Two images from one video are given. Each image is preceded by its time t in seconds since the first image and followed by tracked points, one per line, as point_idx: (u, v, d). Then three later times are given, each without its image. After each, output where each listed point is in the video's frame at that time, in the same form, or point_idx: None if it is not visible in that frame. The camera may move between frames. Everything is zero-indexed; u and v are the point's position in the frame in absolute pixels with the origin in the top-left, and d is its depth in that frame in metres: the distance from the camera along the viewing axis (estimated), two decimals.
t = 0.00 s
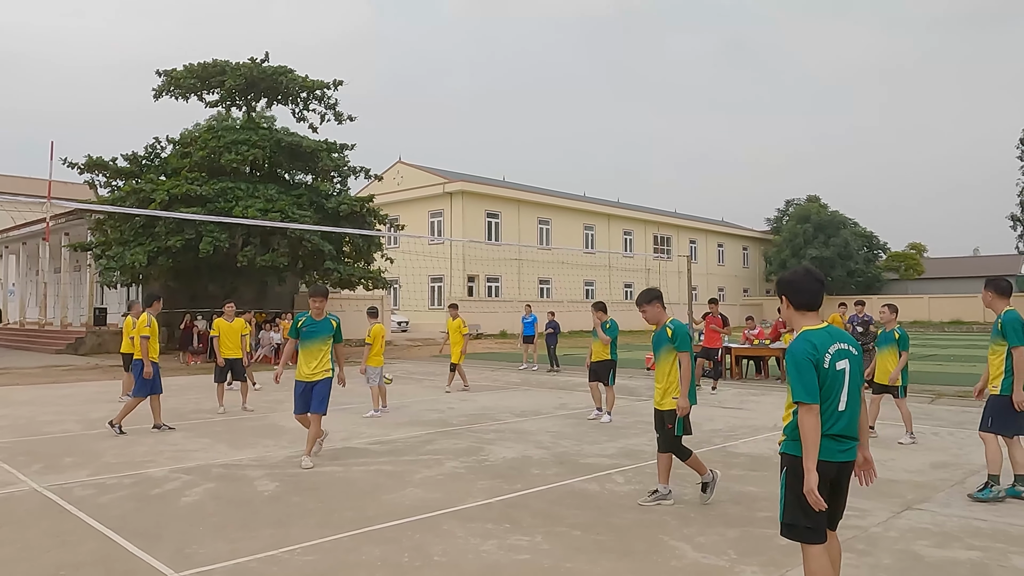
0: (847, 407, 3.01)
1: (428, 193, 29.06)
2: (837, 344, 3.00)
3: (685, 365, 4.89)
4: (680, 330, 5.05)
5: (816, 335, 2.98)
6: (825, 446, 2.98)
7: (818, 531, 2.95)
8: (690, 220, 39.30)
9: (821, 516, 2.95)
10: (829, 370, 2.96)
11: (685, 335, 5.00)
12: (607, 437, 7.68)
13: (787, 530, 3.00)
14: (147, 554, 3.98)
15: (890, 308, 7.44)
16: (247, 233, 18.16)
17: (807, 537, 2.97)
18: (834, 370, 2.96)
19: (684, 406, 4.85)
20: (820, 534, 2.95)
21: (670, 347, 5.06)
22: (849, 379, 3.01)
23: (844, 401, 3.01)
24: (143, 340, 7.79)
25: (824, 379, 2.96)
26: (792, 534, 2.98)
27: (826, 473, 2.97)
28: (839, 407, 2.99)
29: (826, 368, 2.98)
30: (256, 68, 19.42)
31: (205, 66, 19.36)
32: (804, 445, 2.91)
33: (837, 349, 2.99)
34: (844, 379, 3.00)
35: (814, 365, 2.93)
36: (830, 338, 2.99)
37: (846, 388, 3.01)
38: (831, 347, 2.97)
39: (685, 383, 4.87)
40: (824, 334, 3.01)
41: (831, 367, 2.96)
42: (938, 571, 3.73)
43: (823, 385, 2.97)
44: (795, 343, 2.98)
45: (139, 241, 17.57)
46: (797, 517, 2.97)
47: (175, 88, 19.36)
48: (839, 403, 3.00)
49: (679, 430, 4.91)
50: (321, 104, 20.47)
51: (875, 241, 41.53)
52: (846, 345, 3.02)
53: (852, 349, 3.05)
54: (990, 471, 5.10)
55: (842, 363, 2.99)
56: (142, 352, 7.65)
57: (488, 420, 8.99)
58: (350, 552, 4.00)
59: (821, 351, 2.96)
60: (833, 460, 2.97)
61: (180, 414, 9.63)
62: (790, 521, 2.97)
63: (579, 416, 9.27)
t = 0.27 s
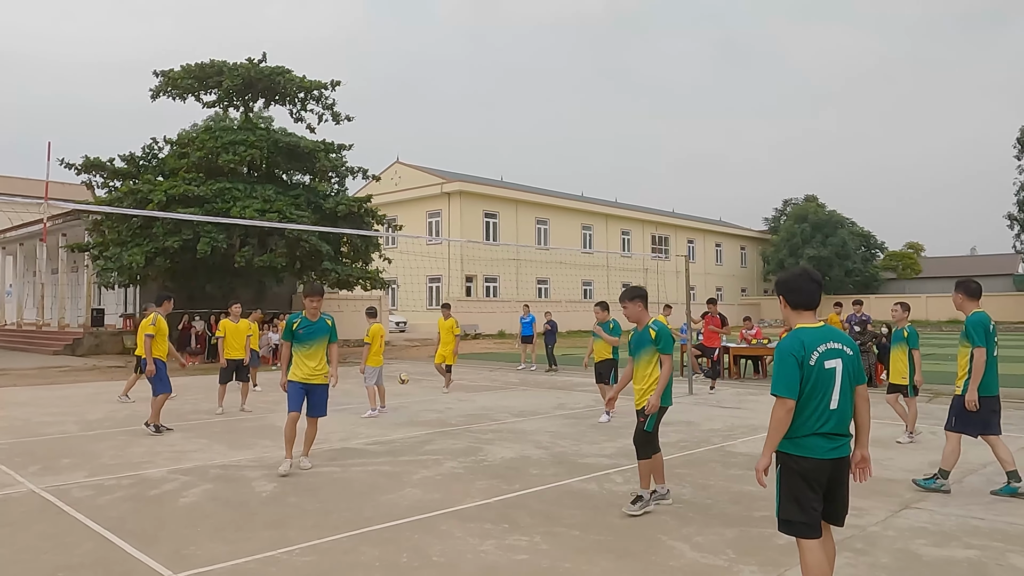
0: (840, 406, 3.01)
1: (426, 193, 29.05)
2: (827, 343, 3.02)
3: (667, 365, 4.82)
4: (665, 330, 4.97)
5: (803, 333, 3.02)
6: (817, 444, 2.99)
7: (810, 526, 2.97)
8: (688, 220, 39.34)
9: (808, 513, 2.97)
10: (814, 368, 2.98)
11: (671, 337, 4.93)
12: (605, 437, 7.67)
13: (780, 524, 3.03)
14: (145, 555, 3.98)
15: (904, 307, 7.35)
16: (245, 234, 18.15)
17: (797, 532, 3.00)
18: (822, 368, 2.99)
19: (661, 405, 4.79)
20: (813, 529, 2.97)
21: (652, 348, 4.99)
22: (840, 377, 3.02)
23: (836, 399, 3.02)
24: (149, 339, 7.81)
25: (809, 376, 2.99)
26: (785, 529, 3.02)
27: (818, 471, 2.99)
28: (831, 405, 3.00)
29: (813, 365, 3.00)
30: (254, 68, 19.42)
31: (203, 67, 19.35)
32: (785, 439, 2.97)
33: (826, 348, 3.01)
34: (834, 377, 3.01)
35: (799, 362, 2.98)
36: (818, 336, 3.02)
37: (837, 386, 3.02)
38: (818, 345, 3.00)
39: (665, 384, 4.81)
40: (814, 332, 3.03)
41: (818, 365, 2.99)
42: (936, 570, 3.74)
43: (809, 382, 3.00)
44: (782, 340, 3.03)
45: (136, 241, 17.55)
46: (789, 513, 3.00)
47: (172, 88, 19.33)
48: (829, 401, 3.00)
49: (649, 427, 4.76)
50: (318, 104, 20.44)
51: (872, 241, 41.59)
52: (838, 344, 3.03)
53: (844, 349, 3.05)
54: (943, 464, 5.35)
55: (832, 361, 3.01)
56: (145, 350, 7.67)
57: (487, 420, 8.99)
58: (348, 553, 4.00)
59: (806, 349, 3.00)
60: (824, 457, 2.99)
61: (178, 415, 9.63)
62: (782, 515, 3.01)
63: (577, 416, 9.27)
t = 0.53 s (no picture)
0: (832, 403, 3.04)
1: (423, 194, 29.03)
2: (821, 341, 3.05)
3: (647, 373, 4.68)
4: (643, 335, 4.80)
5: (797, 331, 3.07)
6: (808, 440, 3.04)
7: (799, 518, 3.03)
8: (684, 220, 39.39)
9: (796, 507, 3.03)
10: (805, 365, 3.03)
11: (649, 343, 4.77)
12: (602, 437, 7.67)
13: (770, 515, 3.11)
14: (141, 557, 3.96)
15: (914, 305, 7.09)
16: (241, 234, 18.12)
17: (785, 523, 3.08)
18: (813, 366, 3.03)
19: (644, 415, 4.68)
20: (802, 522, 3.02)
21: (626, 355, 4.76)
22: (833, 375, 3.04)
23: (829, 397, 3.04)
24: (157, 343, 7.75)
25: (800, 373, 3.03)
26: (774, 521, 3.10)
27: (808, 465, 3.04)
28: (823, 403, 3.03)
29: (805, 363, 3.04)
30: (250, 69, 19.41)
31: (199, 68, 19.33)
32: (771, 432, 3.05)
33: (820, 346, 3.04)
34: (827, 375, 3.04)
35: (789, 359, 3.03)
36: (812, 334, 3.05)
37: (830, 384, 3.05)
38: (811, 343, 3.04)
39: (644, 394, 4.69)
40: (808, 330, 3.07)
41: (809, 362, 3.03)
42: (933, 570, 3.74)
43: (801, 378, 3.04)
44: (776, 335, 3.08)
45: (132, 243, 17.51)
46: (778, 506, 3.07)
47: (169, 89, 19.30)
48: (822, 398, 3.03)
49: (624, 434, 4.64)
50: (315, 105, 20.42)
51: (869, 240, 41.66)
52: (834, 343, 3.06)
53: (840, 347, 3.07)
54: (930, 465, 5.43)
55: (825, 359, 3.04)
56: (155, 354, 7.63)
57: (483, 420, 8.98)
58: (346, 554, 3.99)
59: (799, 345, 3.04)
60: (813, 453, 3.04)
61: (174, 417, 9.61)
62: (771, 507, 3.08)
63: (574, 416, 9.27)
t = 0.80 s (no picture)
0: (828, 399, 3.13)
1: (422, 195, 29.03)
2: (820, 339, 3.15)
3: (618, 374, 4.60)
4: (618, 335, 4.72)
5: (795, 329, 3.19)
6: (805, 435, 3.12)
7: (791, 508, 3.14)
8: (683, 220, 39.39)
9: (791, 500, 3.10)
10: (802, 360, 3.13)
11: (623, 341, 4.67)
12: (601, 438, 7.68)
13: (767, 507, 3.20)
14: (139, 558, 3.97)
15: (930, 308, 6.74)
16: (240, 235, 18.10)
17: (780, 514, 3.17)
18: (810, 362, 3.13)
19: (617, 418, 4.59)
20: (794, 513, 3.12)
21: (598, 354, 4.72)
22: (831, 372, 3.13)
23: (825, 393, 3.13)
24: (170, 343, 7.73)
25: (797, 368, 3.14)
26: (770, 512, 3.19)
27: (804, 460, 3.12)
28: (819, 399, 3.12)
29: (802, 359, 3.15)
30: (248, 70, 19.41)
31: (198, 69, 19.33)
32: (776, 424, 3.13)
33: (817, 343, 3.14)
34: (824, 371, 3.12)
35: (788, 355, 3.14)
36: (811, 332, 3.16)
37: (827, 380, 3.13)
38: (809, 339, 3.15)
39: (618, 394, 4.61)
40: (807, 328, 3.19)
41: (807, 358, 3.14)
42: (931, 570, 3.74)
43: (798, 373, 3.15)
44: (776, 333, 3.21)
45: (131, 244, 17.50)
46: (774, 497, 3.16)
47: (168, 90, 19.29)
48: (818, 393, 3.12)
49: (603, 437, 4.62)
50: (313, 106, 20.40)
51: (868, 241, 41.66)
52: (832, 341, 3.16)
53: (839, 345, 3.16)
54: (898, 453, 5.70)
55: (822, 356, 3.14)
56: (168, 356, 7.61)
57: (482, 421, 8.99)
58: (344, 555, 3.99)
59: (796, 342, 3.16)
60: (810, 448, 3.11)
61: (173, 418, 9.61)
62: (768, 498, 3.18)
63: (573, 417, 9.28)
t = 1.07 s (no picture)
0: (824, 395, 3.14)
1: (420, 195, 29.04)
2: (817, 336, 3.18)
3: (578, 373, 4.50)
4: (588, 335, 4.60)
5: (792, 326, 3.23)
6: (800, 431, 3.14)
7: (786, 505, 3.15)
8: (682, 221, 39.42)
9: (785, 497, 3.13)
10: (798, 357, 3.17)
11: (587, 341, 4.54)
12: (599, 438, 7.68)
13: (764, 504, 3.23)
14: (137, 559, 3.97)
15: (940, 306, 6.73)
16: (238, 236, 18.09)
17: (777, 513, 3.18)
18: (805, 358, 3.17)
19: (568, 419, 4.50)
20: (791, 512, 3.14)
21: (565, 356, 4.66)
22: (826, 369, 3.15)
23: (821, 389, 3.14)
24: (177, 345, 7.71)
25: (792, 364, 3.18)
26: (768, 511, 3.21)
27: (799, 456, 3.14)
28: (814, 395, 3.14)
29: (798, 356, 3.18)
30: (246, 71, 19.41)
31: (195, 69, 19.32)
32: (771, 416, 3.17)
33: (813, 340, 3.17)
34: (819, 368, 3.15)
35: (783, 350, 3.19)
36: (807, 330, 3.20)
37: (822, 377, 3.15)
38: (804, 336, 3.18)
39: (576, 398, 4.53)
40: (804, 326, 3.22)
41: (802, 354, 3.17)
42: (929, 569, 3.74)
43: (794, 369, 3.18)
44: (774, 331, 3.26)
45: (129, 245, 17.48)
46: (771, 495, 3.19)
47: (165, 91, 19.29)
48: (813, 390, 3.14)
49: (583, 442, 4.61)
50: (312, 107, 20.42)
51: (866, 241, 41.70)
52: (829, 339, 3.18)
53: (835, 343, 3.18)
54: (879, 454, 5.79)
55: (818, 352, 3.16)
56: (175, 358, 7.60)
57: (481, 421, 8.99)
58: (342, 555, 3.99)
59: (793, 340, 3.20)
60: (805, 443, 3.13)
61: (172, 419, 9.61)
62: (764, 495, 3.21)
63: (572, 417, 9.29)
